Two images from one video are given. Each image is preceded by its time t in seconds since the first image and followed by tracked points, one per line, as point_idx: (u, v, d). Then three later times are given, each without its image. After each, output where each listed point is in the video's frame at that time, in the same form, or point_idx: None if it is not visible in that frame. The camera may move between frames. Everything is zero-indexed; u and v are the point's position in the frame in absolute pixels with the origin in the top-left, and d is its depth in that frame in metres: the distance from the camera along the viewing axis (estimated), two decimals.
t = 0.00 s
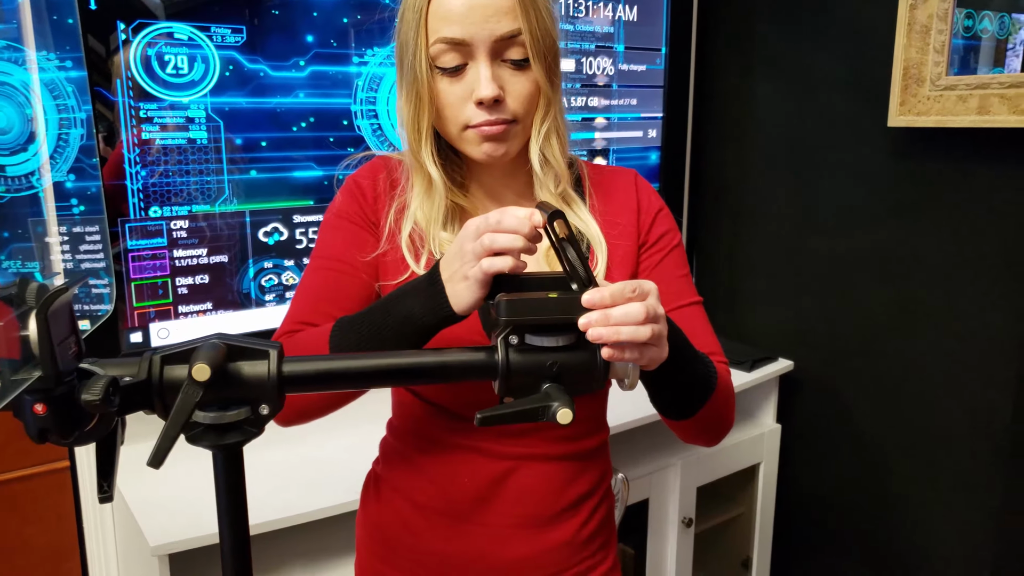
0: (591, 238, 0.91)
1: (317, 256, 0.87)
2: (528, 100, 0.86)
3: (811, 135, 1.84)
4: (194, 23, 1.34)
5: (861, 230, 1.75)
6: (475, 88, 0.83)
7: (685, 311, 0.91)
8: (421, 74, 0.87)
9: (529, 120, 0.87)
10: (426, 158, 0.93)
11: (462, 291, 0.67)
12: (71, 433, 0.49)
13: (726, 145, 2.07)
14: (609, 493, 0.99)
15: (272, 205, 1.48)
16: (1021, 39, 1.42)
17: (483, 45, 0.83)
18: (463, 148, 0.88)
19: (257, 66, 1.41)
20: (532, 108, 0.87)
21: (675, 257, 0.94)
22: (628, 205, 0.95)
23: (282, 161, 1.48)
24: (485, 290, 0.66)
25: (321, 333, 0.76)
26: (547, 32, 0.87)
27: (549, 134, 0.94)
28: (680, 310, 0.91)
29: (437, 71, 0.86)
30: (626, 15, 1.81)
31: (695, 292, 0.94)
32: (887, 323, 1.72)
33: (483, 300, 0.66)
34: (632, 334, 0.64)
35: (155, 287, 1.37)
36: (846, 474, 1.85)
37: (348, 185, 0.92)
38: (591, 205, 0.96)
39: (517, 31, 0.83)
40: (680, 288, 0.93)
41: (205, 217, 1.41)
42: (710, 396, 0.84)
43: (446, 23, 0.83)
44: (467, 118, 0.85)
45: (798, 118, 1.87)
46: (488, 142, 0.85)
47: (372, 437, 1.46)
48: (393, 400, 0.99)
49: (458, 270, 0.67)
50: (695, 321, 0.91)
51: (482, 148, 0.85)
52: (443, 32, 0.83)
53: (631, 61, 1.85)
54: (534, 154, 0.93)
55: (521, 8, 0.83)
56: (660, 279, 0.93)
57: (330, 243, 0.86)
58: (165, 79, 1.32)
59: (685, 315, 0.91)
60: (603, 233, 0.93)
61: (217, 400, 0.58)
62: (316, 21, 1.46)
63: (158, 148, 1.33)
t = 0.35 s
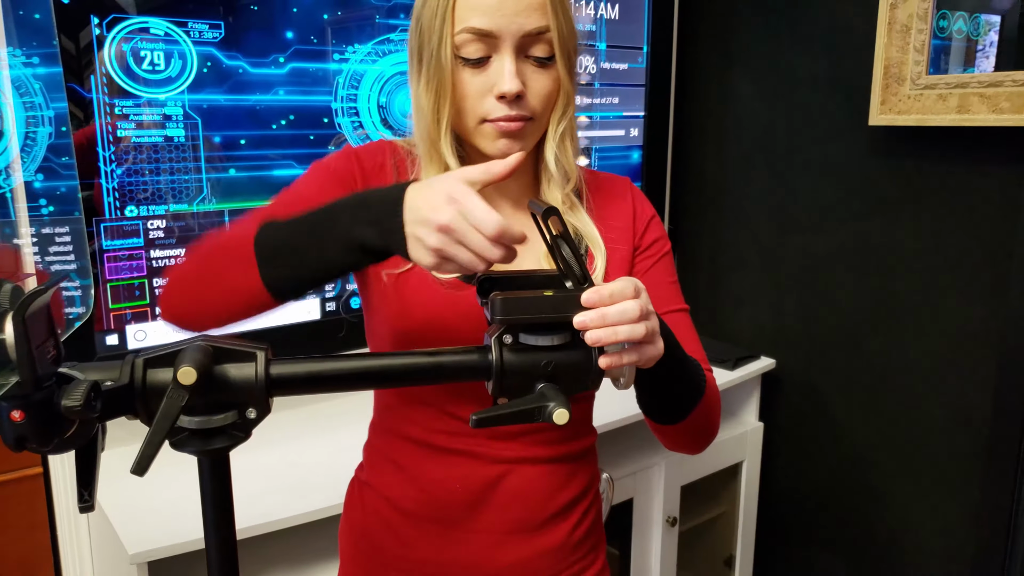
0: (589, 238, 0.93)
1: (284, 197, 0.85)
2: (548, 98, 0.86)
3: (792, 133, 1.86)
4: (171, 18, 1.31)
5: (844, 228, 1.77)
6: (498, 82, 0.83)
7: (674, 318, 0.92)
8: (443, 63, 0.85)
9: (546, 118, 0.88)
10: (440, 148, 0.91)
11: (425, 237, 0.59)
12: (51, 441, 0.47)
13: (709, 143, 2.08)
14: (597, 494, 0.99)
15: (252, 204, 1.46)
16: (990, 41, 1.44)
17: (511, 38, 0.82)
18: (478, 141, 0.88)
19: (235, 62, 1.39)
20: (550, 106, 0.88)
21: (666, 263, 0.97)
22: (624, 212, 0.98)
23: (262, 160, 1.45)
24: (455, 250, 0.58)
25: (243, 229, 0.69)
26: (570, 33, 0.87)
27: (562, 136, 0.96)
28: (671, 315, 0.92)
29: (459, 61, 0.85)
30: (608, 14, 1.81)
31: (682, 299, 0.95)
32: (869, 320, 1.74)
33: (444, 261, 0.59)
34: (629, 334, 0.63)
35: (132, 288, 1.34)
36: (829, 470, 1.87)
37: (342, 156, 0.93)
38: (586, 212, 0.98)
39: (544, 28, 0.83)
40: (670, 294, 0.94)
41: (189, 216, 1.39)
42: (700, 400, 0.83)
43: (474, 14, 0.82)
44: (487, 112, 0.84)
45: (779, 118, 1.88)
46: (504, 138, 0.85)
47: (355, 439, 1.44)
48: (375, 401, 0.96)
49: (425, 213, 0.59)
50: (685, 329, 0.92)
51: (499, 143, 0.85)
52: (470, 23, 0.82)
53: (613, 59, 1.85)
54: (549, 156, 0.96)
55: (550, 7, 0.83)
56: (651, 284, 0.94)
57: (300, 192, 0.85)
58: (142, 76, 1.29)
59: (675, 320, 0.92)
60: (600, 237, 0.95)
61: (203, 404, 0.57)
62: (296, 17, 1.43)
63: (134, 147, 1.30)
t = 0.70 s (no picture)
0: (597, 241, 0.95)
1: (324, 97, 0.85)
2: (574, 102, 0.89)
3: (770, 131, 1.87)
4: (144, 13, 1.28)
5: (822, 225, 1.78)
6: (530, 81, 0.85)
7: (661, 328, 0.94)
8: (480, 51, 0.86)
9: (570, 120, 0.91)
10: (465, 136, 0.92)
11: (468, 226, 0.61)
12: (26, 446, 0.46)
13: (687, 142, 2.09)
14: (580, 494, 0.99)
15: (228, 203, 1.43)
16: (958, 40, 1.46)
17: (552, 40, 0.84)
18: (499, 137, 0.91)
19: (211, 59, 1.36)
20: (575, 108, 0.91)
21: (658, 269, 1.01)
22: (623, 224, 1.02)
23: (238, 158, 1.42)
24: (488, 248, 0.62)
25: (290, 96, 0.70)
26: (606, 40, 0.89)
27: (593, 143, 1.00)
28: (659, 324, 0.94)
29: (494, 53, 0.86)
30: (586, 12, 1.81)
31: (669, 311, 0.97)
32: (847, 316, 1.76)
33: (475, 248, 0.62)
34: (613, 325, 0.62)
35: (105, 289, 1.31)
36: (809, 465, 1.89)
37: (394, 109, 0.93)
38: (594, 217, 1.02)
39: (584, 35, 0.85)
40: (659, 304, 0.96)
41: (160, 216, 1.36)
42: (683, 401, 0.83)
43: (518, 8, 0.82)
44: (516, 110, 0.87)
45: (757, 116, 1.89)
46: (524, 139, 0.88)
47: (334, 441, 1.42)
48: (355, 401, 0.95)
49: (482, 201, 0.60)
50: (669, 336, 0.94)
51: (523, 143, 0.89)
52: (514, 17, 0.83)
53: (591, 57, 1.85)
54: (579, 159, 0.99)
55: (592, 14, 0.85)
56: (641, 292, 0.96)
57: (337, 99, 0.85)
58: (114, 73, 1.26)
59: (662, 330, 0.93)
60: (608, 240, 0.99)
61: (186, 406, 0.55)
62: (272, 13, 1.41)
63: (116, 145, 1.28)
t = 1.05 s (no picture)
0: (584, 245, 0.96)
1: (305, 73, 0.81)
2: (557, 103, 0.87)
3: (746, 132, 1.88)
4: (108, 10, 1.25)
5: (799, 225, 1.79)
6: (514, 79, 0.83)
7: (636, 332, 0.92)
8: (466, 47, 0.84)
9: (554, 122, 0.89)
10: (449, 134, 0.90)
11: (421, 204, 0.59)
12: None
13: (664, 142, 2.09)
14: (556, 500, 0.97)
15: (197, 205, 1.40)
16: (932, 41, 1.46)
17: (537, 38, 0.82)
18: (480, 137, 0.88)
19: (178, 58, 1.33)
20: (560, 109, 0.89)
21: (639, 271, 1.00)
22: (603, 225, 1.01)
23: (207, 158, 1.39)
24: (444, 228, 0.60)
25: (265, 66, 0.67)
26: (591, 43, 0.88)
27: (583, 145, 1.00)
28: (635, 328, 0.92)
29: (479, 50, 0.84)
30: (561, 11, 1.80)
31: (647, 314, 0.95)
32: (823, 315, 1.77)
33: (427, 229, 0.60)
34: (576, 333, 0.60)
35: (70, 292, 1.28)
36: (786, 464, 1.90)
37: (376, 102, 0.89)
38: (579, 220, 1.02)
39: (571, 35, 0.84)
40: (636, 308, 0.95)
41: (128, 217, 1.32)
42: (657, 406, 0.82)
43: (504, 4, 0.81)
44: (498, 109, 0.85)
45: (733, 116, 1.90)
46: (505, 138, 0.86)
47: (306, 446, 1.39)
48: (325, 408, 0.92)
49: (438, 179, 0.59)
50: (644, 339, 0.93)
51: (504, 144, 0.86)
52: (500, 12, 0.81)
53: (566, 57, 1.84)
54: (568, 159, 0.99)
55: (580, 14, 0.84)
56: (619, 292, 0.95)
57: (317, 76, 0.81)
58: (76, 71, 1.23)
59: (637, 334, 0.92)
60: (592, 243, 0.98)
61: (140, 415, 0.53)
62: (240, 11, 1.38)
63: (82, 146, 1.25)
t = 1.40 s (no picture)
0: (563, 242, 0.94)
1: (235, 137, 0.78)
2: (513, 90, 0.85)
3: (735, 131, 1.86)
4: (81, 6, 1.21)
5: (788, 226, 1.78)
6: (461, 67, 0.81)
7: (624, 327, 0.90)
8: (411, 38, 0.84)
9: (513, 110, 0.86)
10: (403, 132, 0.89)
11: (343, 247, 0.55)
12: None
13: (652, 143, 2.07)
14: (544, 510, 0.95)
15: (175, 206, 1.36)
16: (918, 42, 1.46)
17: (480, 21, 0.80)
18: (438, 130, 0.86)
19: (154, 55, 1.29)
20: (517, 96, 0.87)
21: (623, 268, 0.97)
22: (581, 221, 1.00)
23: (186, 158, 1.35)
24: (381, 249, 0.56)
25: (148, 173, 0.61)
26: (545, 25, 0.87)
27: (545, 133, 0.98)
28: (621, 324, 0.90)
29: (424, 39, 0.83)
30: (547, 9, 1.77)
31: (633, 308, 0.93)
32: (813, 317, 1.76)
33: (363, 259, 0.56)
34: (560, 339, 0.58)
35: (43, 296, 1.24)
36: (776, 467, 1.89)
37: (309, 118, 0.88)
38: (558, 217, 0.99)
39: (518, 16, 0.82)
40: (621, 301, 0.93)
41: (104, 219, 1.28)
42: (648, 412, 0.79)
43: None
44: (449, 99, 0.83)
45: (722, 116, 1.88)
46: (460, 130, 0.83)
47: (287, 453, 1.36)
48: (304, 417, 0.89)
49: (336, 215, 0.54)
50: (632, 337, 0.90)
51: (459, 136, 0.83)
52: None
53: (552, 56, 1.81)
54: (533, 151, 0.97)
55: None
56: (603, 290, 0.93)
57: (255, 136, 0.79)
58: (49, 68, 1.19)
59: (625, 329, 0.89)
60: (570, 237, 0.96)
61: (98, 428, 0.50)
62: (218, 8, 1.35)
63: (52, 145, 1.21)
